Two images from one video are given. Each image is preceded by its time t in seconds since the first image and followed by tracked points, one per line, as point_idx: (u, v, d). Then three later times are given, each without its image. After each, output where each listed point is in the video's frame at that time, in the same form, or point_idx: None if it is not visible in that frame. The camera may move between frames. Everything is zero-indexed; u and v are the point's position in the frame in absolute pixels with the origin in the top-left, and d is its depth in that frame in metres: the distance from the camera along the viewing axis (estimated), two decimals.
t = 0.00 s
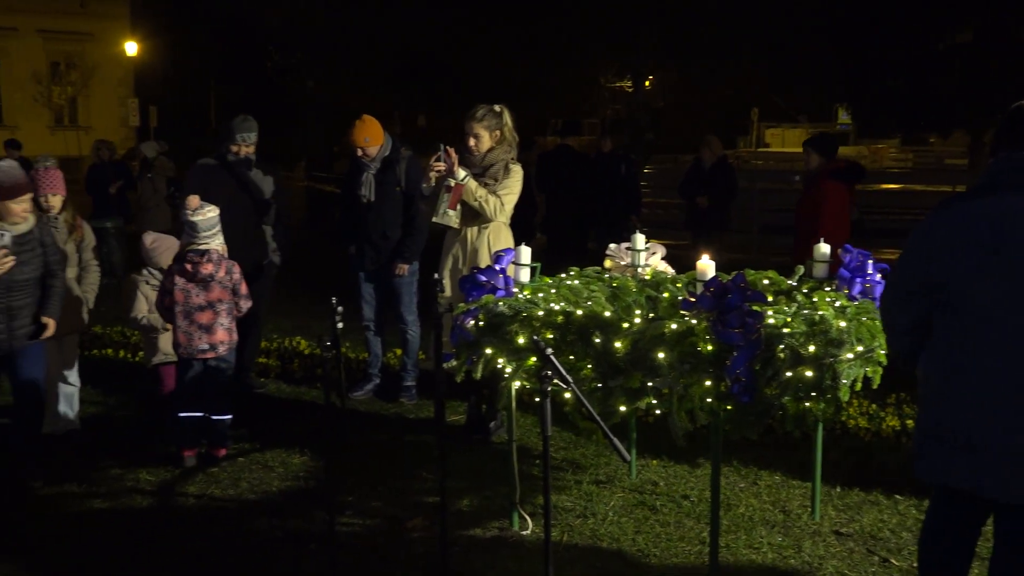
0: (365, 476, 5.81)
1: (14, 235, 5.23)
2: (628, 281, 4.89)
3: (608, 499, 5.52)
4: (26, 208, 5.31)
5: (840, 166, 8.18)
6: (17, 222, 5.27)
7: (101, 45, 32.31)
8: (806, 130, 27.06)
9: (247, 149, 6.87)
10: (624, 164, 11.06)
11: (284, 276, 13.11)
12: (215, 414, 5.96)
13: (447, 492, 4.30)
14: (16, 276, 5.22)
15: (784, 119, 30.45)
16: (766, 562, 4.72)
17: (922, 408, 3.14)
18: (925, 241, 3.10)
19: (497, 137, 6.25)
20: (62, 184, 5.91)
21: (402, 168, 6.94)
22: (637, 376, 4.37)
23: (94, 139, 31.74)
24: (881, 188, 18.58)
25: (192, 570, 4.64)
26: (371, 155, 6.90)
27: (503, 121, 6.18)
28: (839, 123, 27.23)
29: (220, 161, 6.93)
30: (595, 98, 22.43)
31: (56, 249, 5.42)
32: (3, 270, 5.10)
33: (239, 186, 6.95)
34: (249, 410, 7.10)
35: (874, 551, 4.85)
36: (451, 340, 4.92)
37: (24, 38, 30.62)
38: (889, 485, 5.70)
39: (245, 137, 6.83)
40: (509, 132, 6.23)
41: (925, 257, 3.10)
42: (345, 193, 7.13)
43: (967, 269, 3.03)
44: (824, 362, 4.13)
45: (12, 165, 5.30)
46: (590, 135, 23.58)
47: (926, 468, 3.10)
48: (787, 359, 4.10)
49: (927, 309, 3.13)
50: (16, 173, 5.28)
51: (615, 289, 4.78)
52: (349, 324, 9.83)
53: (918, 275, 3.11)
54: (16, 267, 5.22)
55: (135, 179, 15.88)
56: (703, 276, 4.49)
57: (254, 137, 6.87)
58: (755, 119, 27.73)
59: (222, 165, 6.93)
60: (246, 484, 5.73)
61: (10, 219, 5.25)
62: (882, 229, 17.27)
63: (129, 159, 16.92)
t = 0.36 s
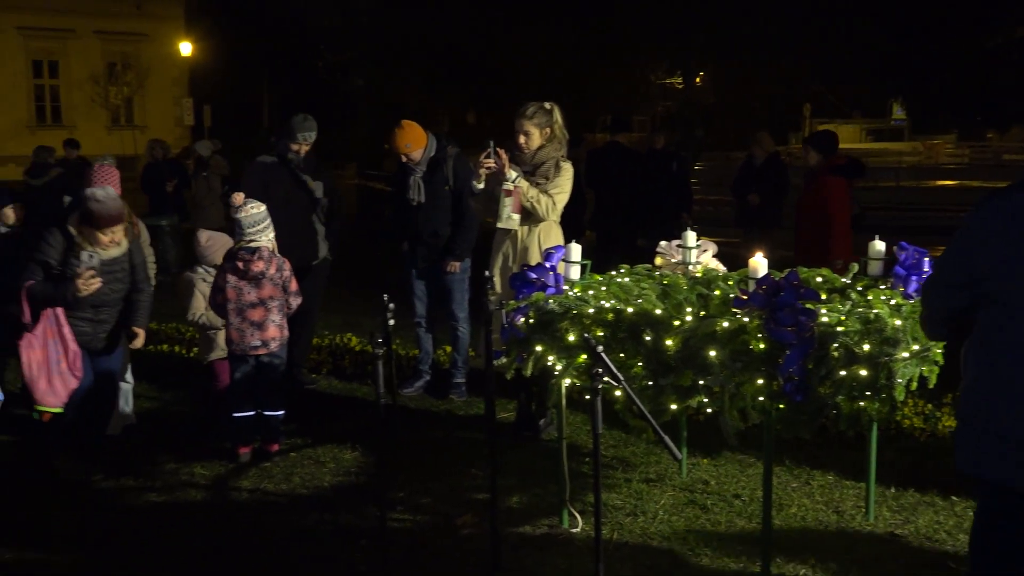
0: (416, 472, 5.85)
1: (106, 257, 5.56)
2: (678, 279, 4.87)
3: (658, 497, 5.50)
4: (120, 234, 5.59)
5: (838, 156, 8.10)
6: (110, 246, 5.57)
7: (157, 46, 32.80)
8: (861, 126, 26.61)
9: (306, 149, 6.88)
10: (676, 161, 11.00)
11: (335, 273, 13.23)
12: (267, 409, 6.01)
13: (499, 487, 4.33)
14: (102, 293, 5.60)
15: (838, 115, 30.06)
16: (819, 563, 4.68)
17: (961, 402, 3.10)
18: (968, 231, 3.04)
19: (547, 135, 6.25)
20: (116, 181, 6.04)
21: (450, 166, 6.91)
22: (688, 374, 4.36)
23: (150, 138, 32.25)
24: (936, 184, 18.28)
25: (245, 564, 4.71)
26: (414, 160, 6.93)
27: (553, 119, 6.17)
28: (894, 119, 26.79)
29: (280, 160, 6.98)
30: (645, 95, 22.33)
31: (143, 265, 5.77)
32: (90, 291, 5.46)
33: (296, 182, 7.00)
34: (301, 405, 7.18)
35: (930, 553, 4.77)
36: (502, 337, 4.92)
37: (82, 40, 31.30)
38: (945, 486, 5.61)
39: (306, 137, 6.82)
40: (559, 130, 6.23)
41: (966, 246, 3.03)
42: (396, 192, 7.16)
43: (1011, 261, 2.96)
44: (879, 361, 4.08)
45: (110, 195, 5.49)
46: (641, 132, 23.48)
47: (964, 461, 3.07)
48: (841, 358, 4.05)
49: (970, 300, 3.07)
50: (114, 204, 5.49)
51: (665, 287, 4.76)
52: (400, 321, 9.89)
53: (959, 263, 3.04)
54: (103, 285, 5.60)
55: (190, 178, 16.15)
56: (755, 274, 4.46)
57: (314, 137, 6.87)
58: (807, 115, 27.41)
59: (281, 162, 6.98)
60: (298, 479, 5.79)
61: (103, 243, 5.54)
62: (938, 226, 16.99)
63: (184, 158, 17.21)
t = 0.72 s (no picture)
0: (466, 468, 5.85)
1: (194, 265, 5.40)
2: (730, 276, 4.83)
3: (709, 495, 5.48)
4: (209, 242, 5.38)
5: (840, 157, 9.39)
6: (200, 254, 5.39)
7: (211, 46, 33.23)
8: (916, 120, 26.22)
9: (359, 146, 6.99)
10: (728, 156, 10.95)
11: (385, 269, 13.33)
12: (319, 404, 6.03)
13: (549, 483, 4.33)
14: (189, 301, 5.44)
15: (894, 109, 29.66)
16: (873, 563, 4.62)
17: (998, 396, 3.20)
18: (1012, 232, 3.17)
19: (598, 132, 6.23)
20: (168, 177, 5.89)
21: (499, 163, 6.91)
22: (740, 371, 4.32)
23: (204, 136, 32.71)
24: (995, 179, 17.96)
25: (298, 558, 4.77)
26: (466, 156, 6.96)
27: (603, 116, 6.15)
28: (951, 113, 26.37)
29: (334, 157, 7.05)
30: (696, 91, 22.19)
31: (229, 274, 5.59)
32: (179, 303, 5.30)
33: (348, 178, 7.08)
34: (353, 400, 7.24)
35: (988, 555, 4.69)
36: (552, 334, 4.91)
37: (138, 39, 31.80)
38: (1005, 487, 5.51)
39: (360, 135, 6.91)
40: (610, 126, 6.21)
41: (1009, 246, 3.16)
42: (446, 189, 7.19)
43: None
44: (936, 360, 4.01)
45: (203, 202, 5.27)
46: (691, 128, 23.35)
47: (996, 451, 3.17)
48: (897, 356, 4.00)
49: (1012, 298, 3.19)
50: (206, 212, 5.28)
51: (717, 284, 4.72)
52: (450, 317, 9.94)
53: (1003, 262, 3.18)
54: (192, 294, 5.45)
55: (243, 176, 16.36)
56: (809, 270, 4.39)
57: (367, 135, 6.96)
58: (861, 110, 27.09)
59: (334, 160, 7.06)
60: (349, 474, 5.84)
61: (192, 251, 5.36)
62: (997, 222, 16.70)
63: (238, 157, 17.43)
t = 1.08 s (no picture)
0: (510, 466, 5.85)
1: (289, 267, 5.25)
2: (776, 273, 4.79)
3: (754, 494, 5.44)
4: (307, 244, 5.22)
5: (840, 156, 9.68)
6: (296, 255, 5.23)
7: (257, 44, 33.54)
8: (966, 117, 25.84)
9: (404, 144, 6.95)
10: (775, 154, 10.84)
11: (430, 266, 13.38)
12: (362, 401, 6.06)
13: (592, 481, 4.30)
14: (281, 304, 5.35)
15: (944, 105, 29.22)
16: (921, 565, 4.56)
17: None
18: None
19: (643, 129, 6.22)
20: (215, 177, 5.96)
21: (544, 161, 6.91)
22: (786, 370, 4.27)
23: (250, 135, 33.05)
24: None
25: (344, 552, 4.82)
26: (510, 152, 6.95)
27: (648, 113, 6.15)
28: (1003, 109, 25.94)
29: (378, 154, 7.05)
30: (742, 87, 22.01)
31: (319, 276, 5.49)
32: (270, 304, 5.21)
33: (393, 177, 7.10)
34: (398, 396, 7.28)
35: None
36: (597, 332, 4.91)
37: (186, 39, 32.21)
38: None
39: (404, 133, 6.90)
40: (655, 123, 6.19)
41: None
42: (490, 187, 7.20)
43: None
44: (987, 359, 3.90)
45: (306, 203, 5.09)
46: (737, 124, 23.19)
47: None
48: (947, 356, 3.92)
49: None
50: (308, 213, 5.10)
51: (762, 282, 4.69)
52: (494, 314, 9.96)
53: None
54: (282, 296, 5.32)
55: (290, 174, 16.48)
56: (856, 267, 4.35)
57: (410, 133, 6.94)
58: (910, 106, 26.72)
59: (379, 156, 7.06)
60: (394, 470, 5.88)
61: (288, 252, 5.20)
62: None
63: (285, 156, 17.56)
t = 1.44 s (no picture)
0: (556, 465, 5.84)
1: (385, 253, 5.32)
2: (825, 273, 4.73)
3: (803, 496, 5.38)
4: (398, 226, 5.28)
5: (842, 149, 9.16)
6: (390, 239, 5.30)
7: (304, 46, 33.79)
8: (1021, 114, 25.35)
9: (450, 144, 7.02)
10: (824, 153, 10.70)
11: (476, 266, 13.43)
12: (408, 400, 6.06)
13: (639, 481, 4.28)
14: (378, 291, 5.39)
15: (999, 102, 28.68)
16: (975, 570, 4.49)
17: None
18: None
19: (690, 127, 6.20)
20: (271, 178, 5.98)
21: (591, 159, 6.89)
22: (836, 371, 4.20)
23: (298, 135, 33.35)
24: None
25: (391, 548, 4.85)
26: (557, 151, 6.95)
27: (694, 111, 6.12)
28: None
29: (424, 154, 7.12)
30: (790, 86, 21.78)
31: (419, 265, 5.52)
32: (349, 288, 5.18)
33: (439, 177, 7.13)
34: (444, 395, 7.31)
35: None
36: (643, 332, 4.89)
37: (235, 40, 32.58)
38: None
39: (450, 133, 6.97)
40: (702, 121, 6.16)
41: None
42: (537, 186, 7.21)
43: None
44: None
45: (395, 183, 5.15)
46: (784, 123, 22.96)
47: None
48: (1002, 357, 3.79)
49: None
50: (398, 195, 5.17)
51: (811, 281, 4.63)
52: (540, 313, 9.96)
53: None
54: (378, 284, 5.38)
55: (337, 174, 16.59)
56: (908, 267, 4.27)
57: (456, 132, 7.01)
58: (964, 103, 26.26)
59: (425, 157, 7.13)
60: (440, 469, 5.89)
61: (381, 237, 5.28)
62: None
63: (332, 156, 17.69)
